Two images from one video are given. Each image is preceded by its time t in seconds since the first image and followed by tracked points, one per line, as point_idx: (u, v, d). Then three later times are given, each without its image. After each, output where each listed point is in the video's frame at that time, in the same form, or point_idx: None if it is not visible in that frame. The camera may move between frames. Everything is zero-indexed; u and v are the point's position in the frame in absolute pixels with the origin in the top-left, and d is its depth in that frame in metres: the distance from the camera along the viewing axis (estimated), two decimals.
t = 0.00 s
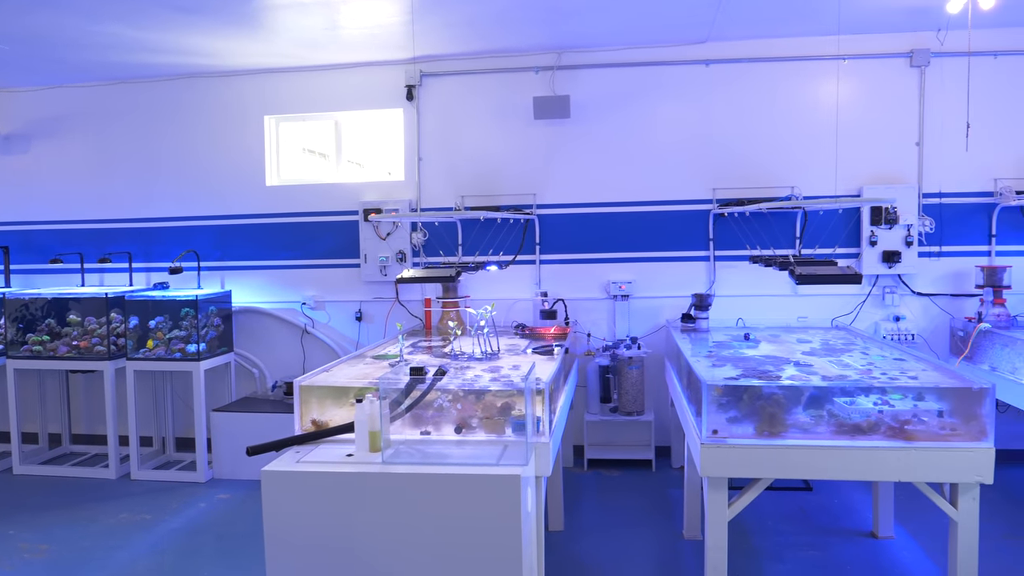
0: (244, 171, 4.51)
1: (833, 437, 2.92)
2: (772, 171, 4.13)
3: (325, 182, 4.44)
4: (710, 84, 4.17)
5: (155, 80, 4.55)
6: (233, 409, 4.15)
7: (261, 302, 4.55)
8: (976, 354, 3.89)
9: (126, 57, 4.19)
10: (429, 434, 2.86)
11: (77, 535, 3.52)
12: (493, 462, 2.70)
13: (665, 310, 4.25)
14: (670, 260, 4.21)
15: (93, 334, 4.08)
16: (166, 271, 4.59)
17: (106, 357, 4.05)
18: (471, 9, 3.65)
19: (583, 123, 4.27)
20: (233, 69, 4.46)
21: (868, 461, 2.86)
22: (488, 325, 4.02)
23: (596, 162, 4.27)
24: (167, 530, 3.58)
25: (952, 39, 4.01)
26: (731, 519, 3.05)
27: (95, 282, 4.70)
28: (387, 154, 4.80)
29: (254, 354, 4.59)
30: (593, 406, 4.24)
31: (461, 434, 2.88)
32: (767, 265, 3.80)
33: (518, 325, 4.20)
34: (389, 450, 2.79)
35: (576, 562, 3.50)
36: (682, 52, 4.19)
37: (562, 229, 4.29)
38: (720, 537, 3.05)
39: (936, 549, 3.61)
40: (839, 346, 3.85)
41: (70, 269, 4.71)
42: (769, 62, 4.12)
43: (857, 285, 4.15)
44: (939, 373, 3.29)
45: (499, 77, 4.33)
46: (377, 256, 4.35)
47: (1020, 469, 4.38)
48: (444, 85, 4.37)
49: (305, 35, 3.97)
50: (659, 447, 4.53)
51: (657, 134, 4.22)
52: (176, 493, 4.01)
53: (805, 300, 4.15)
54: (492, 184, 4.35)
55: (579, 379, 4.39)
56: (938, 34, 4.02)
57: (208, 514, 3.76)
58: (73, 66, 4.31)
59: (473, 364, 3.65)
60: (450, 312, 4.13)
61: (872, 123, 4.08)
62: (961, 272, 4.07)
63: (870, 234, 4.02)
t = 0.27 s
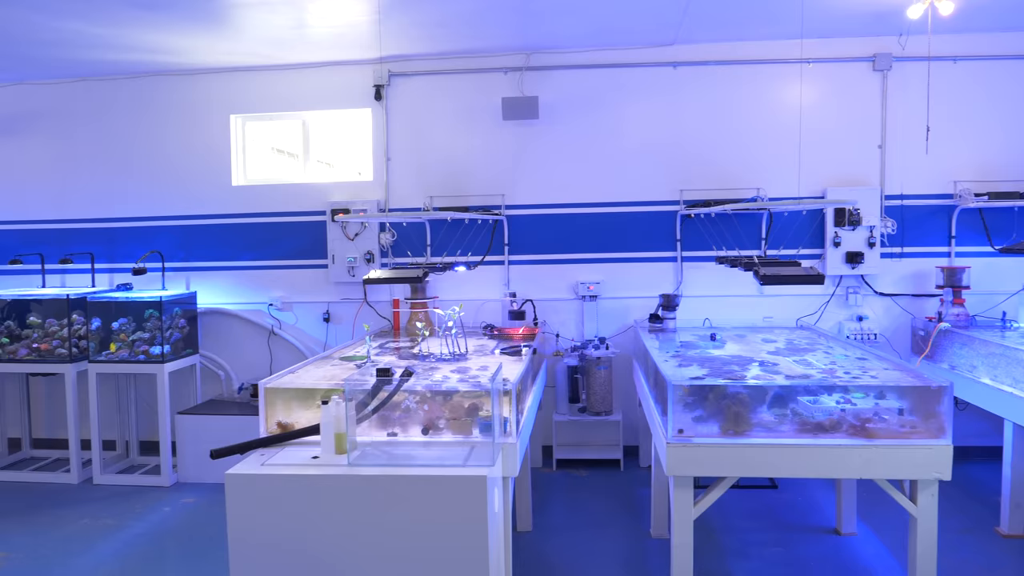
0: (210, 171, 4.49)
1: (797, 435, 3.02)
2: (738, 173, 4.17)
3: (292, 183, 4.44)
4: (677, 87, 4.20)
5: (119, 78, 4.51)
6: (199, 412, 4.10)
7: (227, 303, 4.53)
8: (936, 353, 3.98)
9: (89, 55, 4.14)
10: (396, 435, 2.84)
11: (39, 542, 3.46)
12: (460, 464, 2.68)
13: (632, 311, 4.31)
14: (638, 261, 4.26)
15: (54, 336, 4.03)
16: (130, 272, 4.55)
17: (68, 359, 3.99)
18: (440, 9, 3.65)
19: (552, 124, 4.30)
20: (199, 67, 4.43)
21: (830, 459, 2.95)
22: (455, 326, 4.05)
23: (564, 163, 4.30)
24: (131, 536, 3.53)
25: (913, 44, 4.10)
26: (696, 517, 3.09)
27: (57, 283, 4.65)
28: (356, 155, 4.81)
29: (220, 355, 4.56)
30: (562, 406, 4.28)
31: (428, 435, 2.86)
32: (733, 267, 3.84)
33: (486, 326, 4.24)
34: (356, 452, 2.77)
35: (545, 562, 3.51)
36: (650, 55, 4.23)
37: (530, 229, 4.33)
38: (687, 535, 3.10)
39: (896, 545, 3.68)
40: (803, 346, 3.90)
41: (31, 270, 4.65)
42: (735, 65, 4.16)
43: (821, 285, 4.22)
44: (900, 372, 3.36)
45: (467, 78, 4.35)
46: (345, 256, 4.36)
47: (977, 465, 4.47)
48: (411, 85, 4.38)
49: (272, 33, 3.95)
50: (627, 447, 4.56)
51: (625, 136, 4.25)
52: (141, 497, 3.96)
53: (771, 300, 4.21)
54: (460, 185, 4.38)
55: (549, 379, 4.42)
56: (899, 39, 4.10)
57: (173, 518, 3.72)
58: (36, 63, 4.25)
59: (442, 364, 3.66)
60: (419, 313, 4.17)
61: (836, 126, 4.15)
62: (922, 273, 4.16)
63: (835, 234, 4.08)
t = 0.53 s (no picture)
0: (171, 169, 4.43)
1: (759, 432, 3.09)
2: (703, 173, 4.23)
3: (256, 182, 4.41)
4: (641, 88, 4.25)
5: (77, 75, 4.43)
6: (159, 415, 4.04)
7: (188, 303, 4.49)
8: (895, 351, 4.08)
9: (46, 50, 4.05)
10: (359, 437, 2.83)
11: None
12: (423, 465, 2.64)
13: (598, 311, 4.33)
14: (603, 261, 4.29)
15: (8, 338, 3.94)
16: (88, 273, 4.48)
17: (23, 362, 3.92)
18: (406, 8, 3.64)
19: (518, 124, 4.33)
20: (160, 64, 4.38)
21: (791, 456, 3.00)
22: (421, 328, 4.06)
23: (530, 162, 4.32)
24: (88, 542, 3.46)
25: (872, 48, 4.17)
26: (659, 515, 3.11)
27: (12, 284, 4.56)
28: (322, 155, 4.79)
29: (181, 357, 4.52)
30: (528, 406, 4.31)
31: (392, 436, 2.86)
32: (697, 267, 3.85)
33: (452, 326, 4.25)
34: (317, 455, 2.73)
35: (510, 563, 3.51)
36: (615, 56, 4.27)
37: (496, 229, 4.35)
38: (651, 535, 3.12)
39: (856, 540, 3.74)
40: (765, 345, 3.94)
41: None
42: (699, 67, 4.22)
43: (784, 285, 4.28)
44: (860, 371, 3.43)
45: (432, 77, 4.37)
46: (310, 257, 4.35)
47: (933, 461, 4.56)
48: (376, 84, 4.39)
49: (235, 30, 3.90)
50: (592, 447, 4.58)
51: (591, 136, 4.28)
52: (100, 503, 3.89)
53: (734, 300, 4.26)
54: (424, 185, 4.38)
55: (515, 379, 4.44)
56: (859, 43, 4.16)
57: (132, 523, 3.65)
58: None
59: (407, 365, 3.65)
60: (384, 313, 4.17)
61: (797, 128, 4.21)
62: (881, 273, 4.24)
63: (797, 236, 4.14)
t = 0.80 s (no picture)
0: (130, 169, 4.39)
1: (719, 431, 3.12)
2: (666, 174, 4.30)
3: (218, 181, 4.40)
4: (605, 89, 4.31)
5: (33, 71, 4.37)
6: (117, 418, 3.96)
7: (148, 305, 4.44)
8: (853, 349, 4.17)
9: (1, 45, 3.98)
10: (321, 439, 2.75)
11: None
12: (385, 467, 2.60)
13: (563, 311, 4.37)
14: (568, 262, 4.33)
15: None
16: (44, 273, 4.42)
17: None
18: (369, 7, 3.63)
19: (481, 124, 4.37)
20: (119, 61, 4.33)
21: (752, 455, 3.06)
22: (385, 328, 4.06)
23: (495, 163, 4.37)
24: (43, 549, 3.38)
25: (832, 52, 4.24)
26: (622, 514, 3.12)
27: None
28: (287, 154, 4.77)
29: (140, 359, 4.47)
30: (493, 406, 4.35)
31: (355, 438, 2.78)
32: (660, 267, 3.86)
33: (416, 326, 4.28)
34: (278, 457, 2.67)
35: (474, 564, 3.51)
36: (578, 57, 4.33)
37: (460, 230, 4.39)
38: (612, 535, 3.11)
39: (815, 536, 3.79)
40: (727, 344, 3.98)
41: None
42: (661, 69, 4.28)
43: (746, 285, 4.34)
44: (818, 371, 3.45)
45: (396, 77, 4.39)
46: (272, 258, 4.34)
47: (890, 457, 4.64)
48: (339, 83, 4.40)
49: (196, 28, 3.85)
50: (558, 446, 4.61)
51: (556, 137, 4.34)
52: (56, 508, 3.81)
53: (697, 300, 4.31)
54: (388, 185, 4.41)
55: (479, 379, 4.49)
56: (819, 46, 4.24)
57: (89, 529, 3.58)
58: None
59: (370, 366, 3.61)
60: (349, 313, 4.19)
61: (757, 130, 4.29)
62: (841, 273, 4.31)
63: (758, 237, 4.19)
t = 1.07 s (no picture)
0: (89, 169, 4.35)
1: (682, 430, 3.15)
2: (630, 176, 4.39)
3: (180, 181, 4.37)
4: (569, 89, 4.39)
5: None
6: (75, 422, 3.89)
7: (106, 307, 4.40)
8: (814, 348, 4.25)
9: None
10: (283, 442, 2.69)
11: None
12: (348, 469, 2.54)
13: (528, 312, 4.43)
14: (533, 262, 4.40)
15: None
16: None
17: None
18: (333, 7, 3.61)
19: (446, 124, 4.41)
20: (77, 58, 4.28)
21: (714, 454, 3.09)
22: (347, 329, 4.00)
23: (460, 164, 4.42)
24: None
25: (794, 55, 4.30)
26: (585, 514, 3.13)
27: None
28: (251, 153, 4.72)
29: (99, 361, 4.43)
30: (459, 407, 4.39)
31: (317, 440, 2.72)
32: (624, 268, 3.87)
33: (381, 327, 4.30)
34: (238, 461, 2.61)
35: (440, 565, 3.49)
36: (542, 58, 4.39)
37: (425, 230, 4.42)
38: (577, 534, 3.14)
39: (777, 533, 3.84)
40: (691, 344, 4.02)
41: None
42: (624, 70, 4.36)
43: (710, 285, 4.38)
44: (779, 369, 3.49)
45: (361, 77, 4.40)
46: (235, 258, 4.32)
47: (851, 454, 4.71)
48: (303, 82, 4.39)
49: (157, 25, 3.79)
50: (524, 446, 4.64)
51: (523, 138, 4.41)
52: (11, 515, 3.72)
53: (661, 300, 4.36)
54: (353, 184, 4.42)
55: (444, 380, 4.53)
56: (781, 50, 4.31)
57: (45, 536, 3.50)
58: None
59: (333, 368, 3.57)
60: (312, 315, 4.16)
61: (719, 132, 4.36)
62: (802, 273, 4.38)
63: (721, 237, 4.24)
